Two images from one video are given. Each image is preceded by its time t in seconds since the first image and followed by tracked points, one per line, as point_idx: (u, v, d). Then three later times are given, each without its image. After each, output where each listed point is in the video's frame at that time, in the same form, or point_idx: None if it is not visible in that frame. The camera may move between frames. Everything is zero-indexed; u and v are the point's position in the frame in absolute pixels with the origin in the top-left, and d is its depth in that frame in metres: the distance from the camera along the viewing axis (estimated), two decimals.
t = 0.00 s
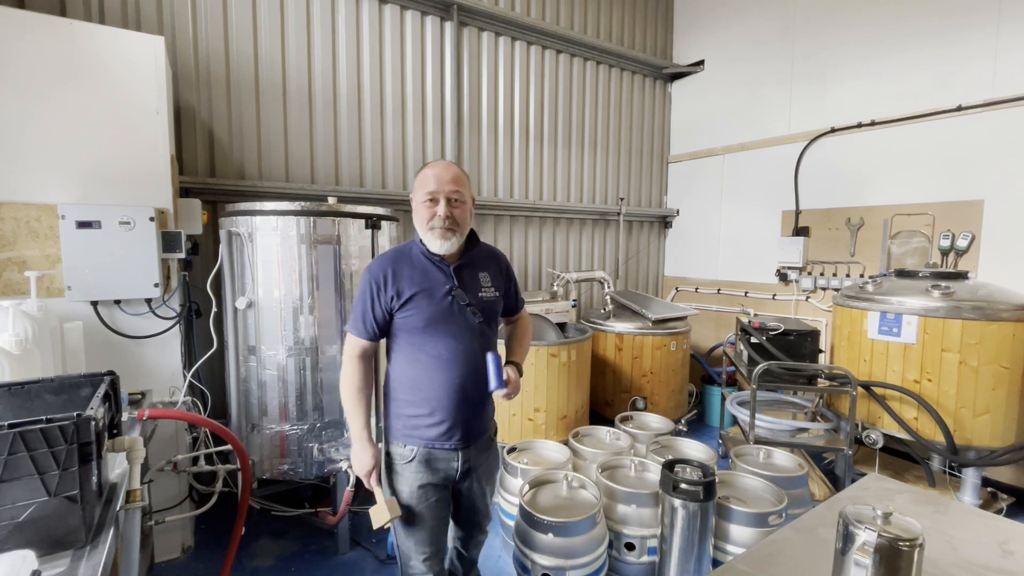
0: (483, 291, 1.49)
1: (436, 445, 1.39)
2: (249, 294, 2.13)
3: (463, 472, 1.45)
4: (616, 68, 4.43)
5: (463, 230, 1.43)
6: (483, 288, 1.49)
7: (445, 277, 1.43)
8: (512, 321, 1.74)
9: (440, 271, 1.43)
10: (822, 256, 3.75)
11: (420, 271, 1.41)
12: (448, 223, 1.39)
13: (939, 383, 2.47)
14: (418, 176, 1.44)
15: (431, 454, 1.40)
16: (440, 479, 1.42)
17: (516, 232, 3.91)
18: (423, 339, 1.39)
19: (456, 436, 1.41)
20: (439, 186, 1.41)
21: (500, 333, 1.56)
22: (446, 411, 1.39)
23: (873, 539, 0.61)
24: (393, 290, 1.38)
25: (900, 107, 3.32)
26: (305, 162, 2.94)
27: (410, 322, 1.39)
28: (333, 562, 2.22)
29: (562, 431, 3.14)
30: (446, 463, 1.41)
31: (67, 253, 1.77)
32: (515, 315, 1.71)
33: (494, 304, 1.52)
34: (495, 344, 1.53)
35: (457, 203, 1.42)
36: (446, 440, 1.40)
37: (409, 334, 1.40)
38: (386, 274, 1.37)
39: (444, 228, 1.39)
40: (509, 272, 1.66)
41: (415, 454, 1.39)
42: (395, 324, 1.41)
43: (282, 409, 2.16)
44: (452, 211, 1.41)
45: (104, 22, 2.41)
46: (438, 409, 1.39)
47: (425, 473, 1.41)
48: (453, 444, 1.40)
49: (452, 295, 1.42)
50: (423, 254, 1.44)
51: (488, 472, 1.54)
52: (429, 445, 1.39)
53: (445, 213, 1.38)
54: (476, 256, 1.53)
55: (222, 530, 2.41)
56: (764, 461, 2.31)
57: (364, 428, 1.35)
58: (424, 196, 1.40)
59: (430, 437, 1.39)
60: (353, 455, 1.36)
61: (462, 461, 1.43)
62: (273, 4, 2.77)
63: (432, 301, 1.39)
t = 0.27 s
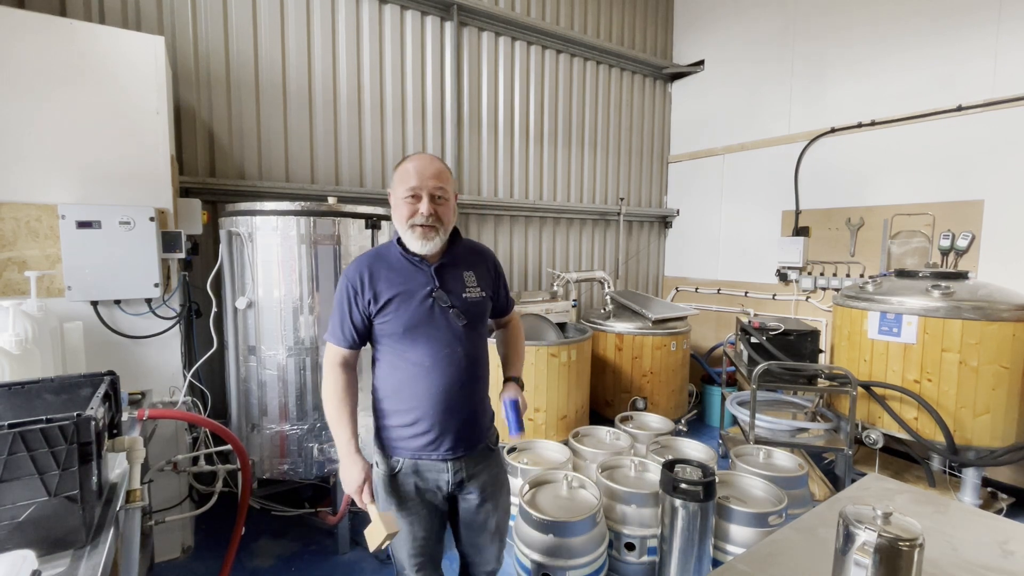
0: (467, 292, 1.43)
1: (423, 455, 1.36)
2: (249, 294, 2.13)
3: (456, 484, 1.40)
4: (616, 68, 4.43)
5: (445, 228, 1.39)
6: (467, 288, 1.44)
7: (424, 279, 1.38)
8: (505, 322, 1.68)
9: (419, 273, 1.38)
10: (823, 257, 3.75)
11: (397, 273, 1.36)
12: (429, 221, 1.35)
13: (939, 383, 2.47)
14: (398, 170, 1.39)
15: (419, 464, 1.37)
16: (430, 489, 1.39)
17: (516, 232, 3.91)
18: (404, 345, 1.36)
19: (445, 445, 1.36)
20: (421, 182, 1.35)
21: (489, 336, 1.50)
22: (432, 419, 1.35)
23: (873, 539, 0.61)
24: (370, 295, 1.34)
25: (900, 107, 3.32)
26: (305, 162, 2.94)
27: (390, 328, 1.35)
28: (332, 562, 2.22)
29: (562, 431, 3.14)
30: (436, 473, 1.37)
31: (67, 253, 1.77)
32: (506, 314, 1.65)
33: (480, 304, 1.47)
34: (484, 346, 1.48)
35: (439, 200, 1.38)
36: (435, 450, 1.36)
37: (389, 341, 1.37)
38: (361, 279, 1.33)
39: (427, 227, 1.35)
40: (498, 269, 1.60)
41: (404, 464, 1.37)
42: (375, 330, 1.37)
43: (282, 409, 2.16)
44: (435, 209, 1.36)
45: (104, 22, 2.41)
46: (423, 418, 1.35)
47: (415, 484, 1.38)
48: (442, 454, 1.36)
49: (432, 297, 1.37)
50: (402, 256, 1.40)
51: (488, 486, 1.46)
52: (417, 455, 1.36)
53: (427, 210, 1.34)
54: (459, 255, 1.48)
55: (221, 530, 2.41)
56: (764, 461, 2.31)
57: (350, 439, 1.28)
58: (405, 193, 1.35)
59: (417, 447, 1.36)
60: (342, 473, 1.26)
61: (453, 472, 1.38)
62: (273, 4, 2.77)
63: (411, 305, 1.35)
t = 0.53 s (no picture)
0: (463, 296, 1.42)
1: (416, 462, 1.35)
2: (249, 294, 2.13)
3: (450, 490, 1.39)
4: (616, 68, 4.43)
5: (448, 234, 1.39)
6: (462, 292, 1.42)
7: (417, 282, 1.37)
8: (505, 325, 1.65)
9: (412, 277, 1.37)
10: (823, 256, 3.75)
11: (389, 277, 1.36)
12: (435, 228, 1.34)
13: (939, 382, 2.47)
14: (402, 172, 1.34)
15: (413, 470, 1.36)
16: (424, 495, 1.39)
17: (516, 232, 3.91)
18: (396, 350, 1.36)
19: (438, 452, 1.35)
20: (428, 189, 1.33)
21: (486, 341, 1.48)
22: (424, 426, 1.34)
23: (873, 539, 0.61)
24: (361, 300, 1.34)
25: (900, 107, 3.32)
26: (305, 162, 2.94)
27: (382, 332, 1.36)
28: (332, 561, 2.23)
29: (562, 431, 3.14)
30: (429, 480, 1.37)
31: (67, 253, 1.77)
32: (506, 318, 1.62)
33: (476, 309, 1.44)
34: (480, 352, 1.45)
35: (445, 208, 1.37)
36: (427, 457, 1.35)
37: (381, 345, 1.37)
38: (353, 283, 1.34)
39: (431, 234, 1.35)
40: (498, 272, 1.58)
41: (396, 471, 1.36)
42: (368, 334, 1.38)
43: (282, 409, 2.16)
44: (441, 217, 1.35)
45: (104, 22, 2.41)
46: (415, 425, 1.34)
47: (408, 490, 1.38)
48: (435, 461, 1.35)
49: (423, 302, 1.36)
50: (394, 260, 1.39)
51: (484, 491, 1.45)
52: (409, 462, 1.35)
53: (434, 219, 1.33)
54: (454, 258, 1.46)
55: (221, 530, 2.41)
56: (764, 461, 2.31)
57: (334, 447, 1.32)
58: (412, 198, 1.33)
59: (409, 454, 1.35)
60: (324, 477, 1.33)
61: (447, 478, 1.37)
62: (273, 4, 2.77)
63: (402, 310, 1.34)
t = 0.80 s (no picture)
0: (467, 294, 1.44)
1: (424, 462, 1.35)
2: (249, 294, 2.13)
3: (457, 489, 1.39)
4: (616, 68, 4.43)
5: (460, 232, 1.41)
6: (468, 290, 1.45)
7: (426, 281, 1.37)
8: (497, 328, 1.66)
9: (420, 275, 1.37)
10: (823, 256, 3.75)
11: (397, 276, 1.35)
12: (451, 225, 1.36)
13: (939, 383, 2.47)
14: (419, 167, 1.34)
15: (420, 471, 1.35)
16: (431, 496, 1.38)
17: (515, 231, 3.91)
18: (404, 350, 1.35)
19: (446, 451, 1.36)
20: (446, 185, 1.35)
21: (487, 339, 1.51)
22: (433, 425, 1.34)
23: (873, 539, 0.61)
24: (368, 298, 1.32)
25: (900, 107, 3.32)
26: (305, 162, 2.94)
27: (388, 332, 1.34)
28: (333, 561, 2.23)
29: (562, 431, 3.14)
30: (437, 479, 1.36)
31: (67, 253, 1.77)
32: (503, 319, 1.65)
33: (480, 307, 1.48)
34: (484, 349, 1.49)
35: (459, 205, 1.39)
36: (435, 456, 1.35)
37: (388, 345, 1.35)
38: (360, 282, 1.32)
39: (447, 230, 1.36)
40: (495, 271, 1.62)
41: (403, 474, 1.35)
42: (373, 334, 1.36)
43: (282, 409, 2.16)
44: (456, 213, 1.37)
45: (104, 22, 2.41)
46: (424, 425, 1.34)
47: (415, 492, 1.36)
48: (443, 460, 1.35)
49: (434, 300, 1.36)
50: (402, 258, 1.38)
51: (488, 491, 1.46)
52: (415, 463, 1.35)
53: (452, 215, 1.35)
54: (459, 257, 1.49)
55: (222, 530, 2.41)
56: (764, 461, 2.31)
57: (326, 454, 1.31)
58: (429, 193, 1.33)
59: (417, 454, 1.35)
60: (310, 479, 1.31)
61: (454, 477, 1.37)
62: (273, 4, 2.77)
63: (412, 308, 1.34)
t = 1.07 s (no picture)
0: (475, 292, 1.46)
1: (433, 462, 1.35)
2: (249, 294, 2.13)
3: (462, 490, 1.39)
4: (616, 68, 4.43)
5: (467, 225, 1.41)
6: (475, 288, 1.47)
7: (439, 279, 1.37)
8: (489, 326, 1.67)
9: (434, 273, 1.36)
10: (823, 256, 3.75)
11: (413, 274, 1.32)
12: (458, 218, 1.36)
13: (940, 383, 2.47)
14: (419, 164, 1.36)
15: (427, 472, 1.35)
16: (437, 498, 1.37)
17: (515, 232, 3.91)
18: (419, 350, 1.32)
19: (456, 449, 1.37)
20: (449, 179, 1.36)
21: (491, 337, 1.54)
22: (447, 424, 1.34)
23: (873, 539, 0.61)
24: (385, 296, 1.28)
25: (900, 107, 3.32)
26: (305, 162, 2.94)
27: (404, 331, 1.31)
28: (333, 561, 2.23)
29: (562, 431, 3.13)
30: (443, 481, 1.36)
31: (67, 253, 1.77)
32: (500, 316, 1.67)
33: (486, 304, 1.50)
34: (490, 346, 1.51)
35: (463, 198, 1.40)
36: (446, 456, 1.35)
37: (403, 346, 1.32)
38: (377, 281, 1.27)
39: (455, 222, 1.35)
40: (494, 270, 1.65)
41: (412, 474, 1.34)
42: (387, 335, 1.32)
43: (282, 409, 2.16)
44: (460, 206, 1.38)
45: (104, 22, 2.41)
46: (438, 425, 1.34)
47: (421, 494, 1.35)
48: (452, 460, 1.36)
49: (448, 298, 1.36)
50: (414, 255, 1.36)
51: (489, 492, 1.47)
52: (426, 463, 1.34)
53: (457, 208, 1.35)
54: (465, 255, 1.50)
55: (222, 530, 2.41)
56: (764, 461, 2.31)
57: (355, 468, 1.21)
58: (433, 187, 1.34)
59: (427, 455, 1.34)
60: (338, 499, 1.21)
61: (461, 479, 1.38)
62: (273, 4, 2.77)
63: (428, 306, 1.32)
